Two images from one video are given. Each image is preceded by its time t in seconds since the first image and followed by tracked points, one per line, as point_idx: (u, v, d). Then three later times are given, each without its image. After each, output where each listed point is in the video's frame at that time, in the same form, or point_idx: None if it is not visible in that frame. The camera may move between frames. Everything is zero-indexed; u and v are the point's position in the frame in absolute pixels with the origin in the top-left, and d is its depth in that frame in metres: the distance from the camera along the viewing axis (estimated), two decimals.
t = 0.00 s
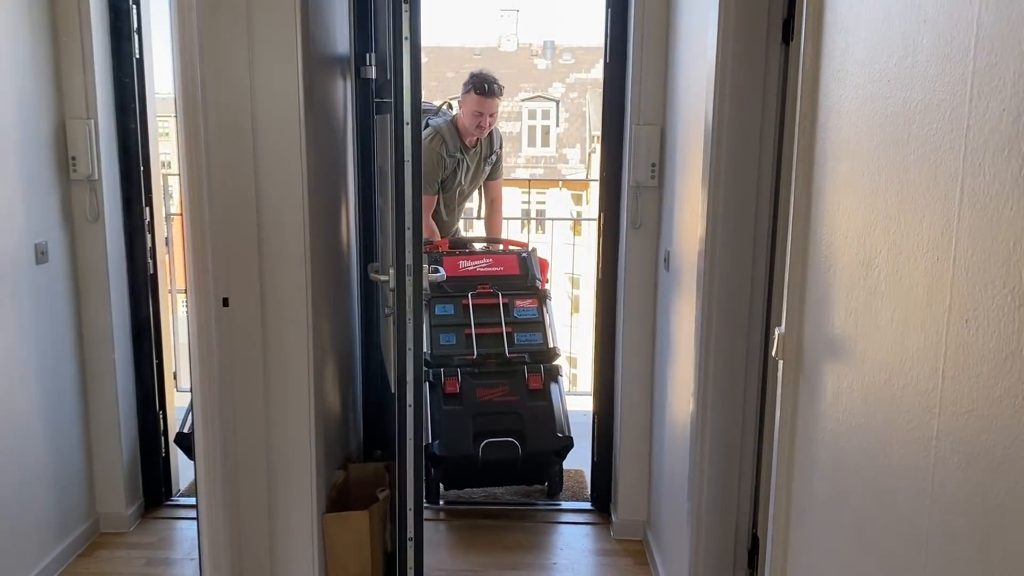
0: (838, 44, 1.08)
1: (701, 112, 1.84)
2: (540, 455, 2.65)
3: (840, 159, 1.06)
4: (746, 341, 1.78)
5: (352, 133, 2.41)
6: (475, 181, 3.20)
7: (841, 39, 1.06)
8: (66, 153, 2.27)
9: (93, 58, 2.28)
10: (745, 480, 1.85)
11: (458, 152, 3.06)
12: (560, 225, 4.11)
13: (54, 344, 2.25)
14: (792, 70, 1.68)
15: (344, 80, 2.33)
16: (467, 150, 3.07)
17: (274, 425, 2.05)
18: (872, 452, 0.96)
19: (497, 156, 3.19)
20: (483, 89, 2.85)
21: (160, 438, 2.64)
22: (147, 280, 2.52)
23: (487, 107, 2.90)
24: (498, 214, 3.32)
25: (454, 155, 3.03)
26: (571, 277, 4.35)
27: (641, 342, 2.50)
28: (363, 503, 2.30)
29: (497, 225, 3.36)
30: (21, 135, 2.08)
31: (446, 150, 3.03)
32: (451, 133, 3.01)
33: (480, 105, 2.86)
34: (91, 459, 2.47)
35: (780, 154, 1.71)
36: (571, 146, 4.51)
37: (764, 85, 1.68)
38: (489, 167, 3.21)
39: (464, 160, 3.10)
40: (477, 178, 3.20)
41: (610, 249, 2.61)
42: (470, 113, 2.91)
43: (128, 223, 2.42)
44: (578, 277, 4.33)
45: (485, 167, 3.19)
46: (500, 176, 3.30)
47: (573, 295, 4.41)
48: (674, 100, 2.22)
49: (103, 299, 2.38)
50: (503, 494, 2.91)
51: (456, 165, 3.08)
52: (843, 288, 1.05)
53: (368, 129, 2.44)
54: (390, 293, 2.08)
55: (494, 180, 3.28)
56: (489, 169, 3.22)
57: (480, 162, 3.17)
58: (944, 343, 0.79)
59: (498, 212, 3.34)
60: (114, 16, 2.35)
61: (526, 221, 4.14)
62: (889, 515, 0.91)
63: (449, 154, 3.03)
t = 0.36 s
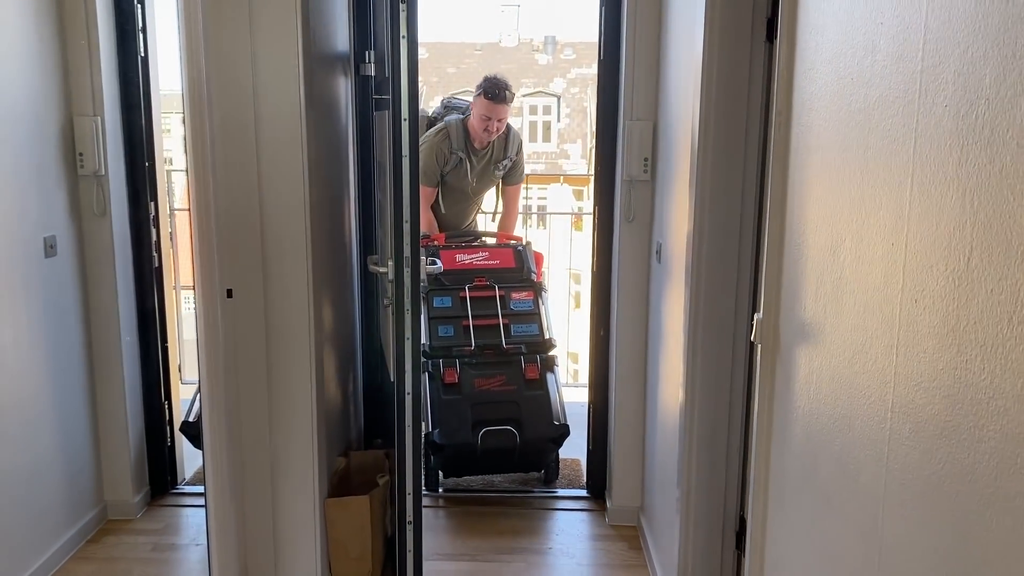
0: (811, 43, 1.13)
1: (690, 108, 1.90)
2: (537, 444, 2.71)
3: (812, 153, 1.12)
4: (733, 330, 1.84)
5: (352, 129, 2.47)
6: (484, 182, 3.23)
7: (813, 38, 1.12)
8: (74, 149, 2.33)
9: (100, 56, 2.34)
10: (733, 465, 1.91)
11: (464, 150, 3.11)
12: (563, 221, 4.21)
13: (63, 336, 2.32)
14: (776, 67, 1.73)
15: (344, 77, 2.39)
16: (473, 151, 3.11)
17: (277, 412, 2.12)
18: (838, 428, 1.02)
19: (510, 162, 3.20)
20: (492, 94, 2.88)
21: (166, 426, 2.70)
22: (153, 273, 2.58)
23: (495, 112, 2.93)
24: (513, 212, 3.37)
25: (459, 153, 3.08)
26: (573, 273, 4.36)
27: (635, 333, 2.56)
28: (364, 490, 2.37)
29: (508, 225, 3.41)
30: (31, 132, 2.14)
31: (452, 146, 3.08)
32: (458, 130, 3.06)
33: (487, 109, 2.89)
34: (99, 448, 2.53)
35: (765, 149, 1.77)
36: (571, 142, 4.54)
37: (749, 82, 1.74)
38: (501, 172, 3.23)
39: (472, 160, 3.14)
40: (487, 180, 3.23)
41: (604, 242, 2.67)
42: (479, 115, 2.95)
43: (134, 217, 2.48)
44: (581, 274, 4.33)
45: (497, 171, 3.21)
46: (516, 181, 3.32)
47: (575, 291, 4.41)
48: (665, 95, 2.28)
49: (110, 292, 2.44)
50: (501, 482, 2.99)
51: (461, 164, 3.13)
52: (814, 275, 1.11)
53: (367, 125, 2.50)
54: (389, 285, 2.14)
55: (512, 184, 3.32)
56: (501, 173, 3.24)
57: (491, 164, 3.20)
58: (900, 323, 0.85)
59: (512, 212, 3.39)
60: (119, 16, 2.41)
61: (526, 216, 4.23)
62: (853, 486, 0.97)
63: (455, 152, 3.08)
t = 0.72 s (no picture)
0: (806, 43, 1.20)
1: (691, 106, 1.96)
2: (548, 429, 2.76)
3: (807, 148, 1.19)
4: (733, 320, 1.91)
5: (363, 126, 2.54)
6: (488, 187, 3.30)
7: (808, 39, 1.18)
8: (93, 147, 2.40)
9: (117, 55, 2.41)
10: (734, 448, 1.98)
11: (471, 153, 3.17)
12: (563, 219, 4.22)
13: (84, 328, 2.39)
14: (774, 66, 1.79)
15: (355, 76, 2.45)
16: (479, 155, 3.18)
17: (293, 401, 2.19)
18: (832, 407, 1.09)
19: (514, 168, 3.28)
20: (503, 103, 2.93)
21: (182, 415, 2.77)
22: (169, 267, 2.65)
23: (505, 120, 2.98)
24: (509, 213, 3.46)
25: (466, 156, 3.15)
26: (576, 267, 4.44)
27: (639, 325, 2.63)
28: (375, 477, 2.44)
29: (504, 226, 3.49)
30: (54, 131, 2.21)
31: (460, 148, 3.15)
32: (468, 134, 3.13)
33: (497, 117, 2.95)
34: (118, 437, 2.60)
35: (764, 144, 1.83)
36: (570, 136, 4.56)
37: (749, 80, 1.80)
38: (506, 178, 3.30)
39: (478, 164, 3.21)
40: (492, 185, 3.30)
41: (607, 236, 2.74)
42: (488, 122, 3.00)
43: (150, 212, 2.55)
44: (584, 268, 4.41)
45: (501, 177, 3.28)
46: (518, 186, 3.38)
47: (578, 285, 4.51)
48: (668, 92, 2.34)
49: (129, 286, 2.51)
50: (507, 470, 3.06)
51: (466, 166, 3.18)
52: (809, 264, 1.17)
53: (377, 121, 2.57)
54: (401, 277, 2.21)
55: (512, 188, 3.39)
56: (504, 179, 3.31)
57: (495, 170, 3.26)
58: (887, 307, 0.92)
59: (507, 214, 3.48)
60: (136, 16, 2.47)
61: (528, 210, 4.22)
62: (845, 461, 1.04)
63: (462, 155, 3.15)
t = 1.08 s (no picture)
0: (798, 43, 1.26)
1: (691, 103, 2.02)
2: (574, 416, 2.79)
3: (799, 144, 1.25)
4: (731, 311, 1.97)
5: (371, 123, 2.60)
6: (477, 183, 3.37)
7: (801, 40, 1.25)
8: (106, 143, 2.46)
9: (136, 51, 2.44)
10: (732, 435, 2.04)
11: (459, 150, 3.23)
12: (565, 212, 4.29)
13: (98, 321, 2.45)
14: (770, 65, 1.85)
15: (363, 74, 2.52)
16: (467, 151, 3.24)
17: (304, 391, 2.25)
18: (823, 388, 1.15)
19: (501, 165, 3.35)
20: (492, 100, 3.00)
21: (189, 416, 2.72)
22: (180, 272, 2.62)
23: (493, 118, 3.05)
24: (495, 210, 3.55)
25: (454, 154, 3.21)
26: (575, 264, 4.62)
27: (639, 317, 2.69)
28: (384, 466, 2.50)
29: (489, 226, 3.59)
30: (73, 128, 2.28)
31: (449, 145, 3.21)
32: (456, 132, 3.18)
33: (486, 115, 3.01)
34: (131, 429, 2.66)
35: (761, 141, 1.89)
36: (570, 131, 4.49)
37: (746, 77, 1.86)
38: (494, 173, 3.37)
39: (467, 160, 3.27)
40: (480, 181, 3.37)
41: (609, 230, 2.80)
42: (477, 119, 3.06)
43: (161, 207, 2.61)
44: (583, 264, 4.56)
45: (489, 171, 3.35)
46: (504, 183, 3.47)
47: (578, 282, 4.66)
48: (667, 90, 2.41)
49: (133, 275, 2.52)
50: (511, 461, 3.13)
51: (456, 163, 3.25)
52: (801, 254, 1.23)
53: (383, 118, 2.62)
54: (408, 269, 2.27)
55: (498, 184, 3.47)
56: (492, 176, 3.39)
57: (484, 167, 3.33)
58: (874, 292, 0.98)
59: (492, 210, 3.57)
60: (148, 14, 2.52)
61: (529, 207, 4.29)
62: (835, 439, 1.10)
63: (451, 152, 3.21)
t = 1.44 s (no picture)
0: (776, 39, 1.34)
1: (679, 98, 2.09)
2: (568, 409, 2.83)
3: (775, 133, 1.32)
4: (718, 299, 2.03)
5: (370, 118, 2.67)
6: (472, 174, 3.43)
7: (777, 35, 1.32)
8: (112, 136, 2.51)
9: None
10: (719, 418, 2.09)
11: (449, 142, 3.31)
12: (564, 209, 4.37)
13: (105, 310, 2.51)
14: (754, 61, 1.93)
15: (362, 71, 2.59)
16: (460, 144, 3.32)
17: (306, 377, 2.33)
18: (794, 361, 1.22)
19: (497, 154, 3.40)
20: (468, 85, 3.09)
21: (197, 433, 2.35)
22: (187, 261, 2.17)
23: (475, 103, 3.13)
24: (499, 202, 3.58)
25: (445, 146, 3.29)
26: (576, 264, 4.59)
27: (631, 308, 2.77)
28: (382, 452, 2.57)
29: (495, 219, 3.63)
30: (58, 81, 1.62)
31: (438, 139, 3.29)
32: (444, 125, 3.26)
33: (467, 100, 3.10)
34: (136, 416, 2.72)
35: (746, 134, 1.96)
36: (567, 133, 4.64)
37: (733, 72, 1.92)
38: (489, 164, 3.42)
39: (459, 152, 3.34)
40: (475, 172, 3.42)
41: (602, 224, 2.88)
42: (460, 108, 3.15)
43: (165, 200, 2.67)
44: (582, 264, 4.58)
45: (485, 161, 3.40)
46: (503, 173, 3.51)
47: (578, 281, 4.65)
48: (657, 87, 2.48)
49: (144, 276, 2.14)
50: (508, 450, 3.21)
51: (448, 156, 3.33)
52: (777, 236, 1.30)
53: (383, 114, 2.70)
54: (406, 260, 2.35)
55: (499, 174, 3.50)
56: (488, 166, 3.43)
57: (478, 157, 3.40)
58: (836, 268, 1.05)
59: (496, 200, 3.59)
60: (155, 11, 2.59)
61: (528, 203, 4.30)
62: (806, 408, 1.16)
63: (441, 144, 3.28)
